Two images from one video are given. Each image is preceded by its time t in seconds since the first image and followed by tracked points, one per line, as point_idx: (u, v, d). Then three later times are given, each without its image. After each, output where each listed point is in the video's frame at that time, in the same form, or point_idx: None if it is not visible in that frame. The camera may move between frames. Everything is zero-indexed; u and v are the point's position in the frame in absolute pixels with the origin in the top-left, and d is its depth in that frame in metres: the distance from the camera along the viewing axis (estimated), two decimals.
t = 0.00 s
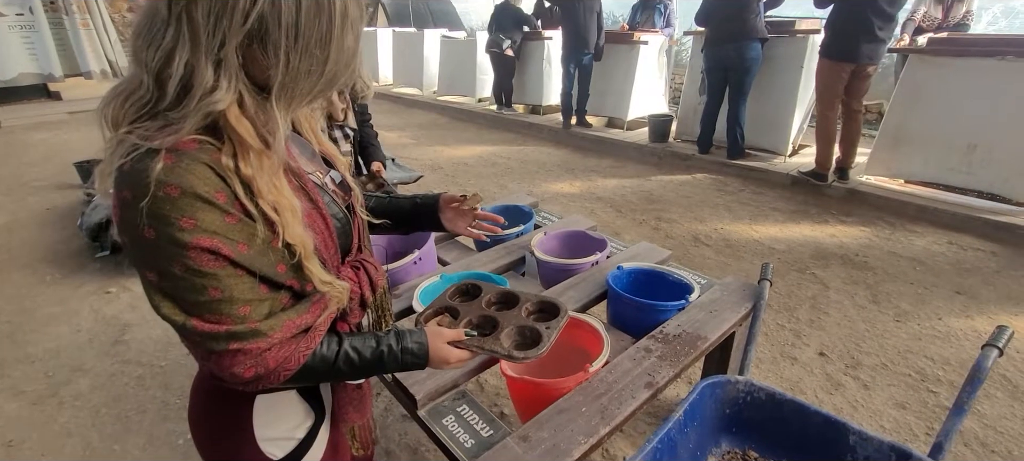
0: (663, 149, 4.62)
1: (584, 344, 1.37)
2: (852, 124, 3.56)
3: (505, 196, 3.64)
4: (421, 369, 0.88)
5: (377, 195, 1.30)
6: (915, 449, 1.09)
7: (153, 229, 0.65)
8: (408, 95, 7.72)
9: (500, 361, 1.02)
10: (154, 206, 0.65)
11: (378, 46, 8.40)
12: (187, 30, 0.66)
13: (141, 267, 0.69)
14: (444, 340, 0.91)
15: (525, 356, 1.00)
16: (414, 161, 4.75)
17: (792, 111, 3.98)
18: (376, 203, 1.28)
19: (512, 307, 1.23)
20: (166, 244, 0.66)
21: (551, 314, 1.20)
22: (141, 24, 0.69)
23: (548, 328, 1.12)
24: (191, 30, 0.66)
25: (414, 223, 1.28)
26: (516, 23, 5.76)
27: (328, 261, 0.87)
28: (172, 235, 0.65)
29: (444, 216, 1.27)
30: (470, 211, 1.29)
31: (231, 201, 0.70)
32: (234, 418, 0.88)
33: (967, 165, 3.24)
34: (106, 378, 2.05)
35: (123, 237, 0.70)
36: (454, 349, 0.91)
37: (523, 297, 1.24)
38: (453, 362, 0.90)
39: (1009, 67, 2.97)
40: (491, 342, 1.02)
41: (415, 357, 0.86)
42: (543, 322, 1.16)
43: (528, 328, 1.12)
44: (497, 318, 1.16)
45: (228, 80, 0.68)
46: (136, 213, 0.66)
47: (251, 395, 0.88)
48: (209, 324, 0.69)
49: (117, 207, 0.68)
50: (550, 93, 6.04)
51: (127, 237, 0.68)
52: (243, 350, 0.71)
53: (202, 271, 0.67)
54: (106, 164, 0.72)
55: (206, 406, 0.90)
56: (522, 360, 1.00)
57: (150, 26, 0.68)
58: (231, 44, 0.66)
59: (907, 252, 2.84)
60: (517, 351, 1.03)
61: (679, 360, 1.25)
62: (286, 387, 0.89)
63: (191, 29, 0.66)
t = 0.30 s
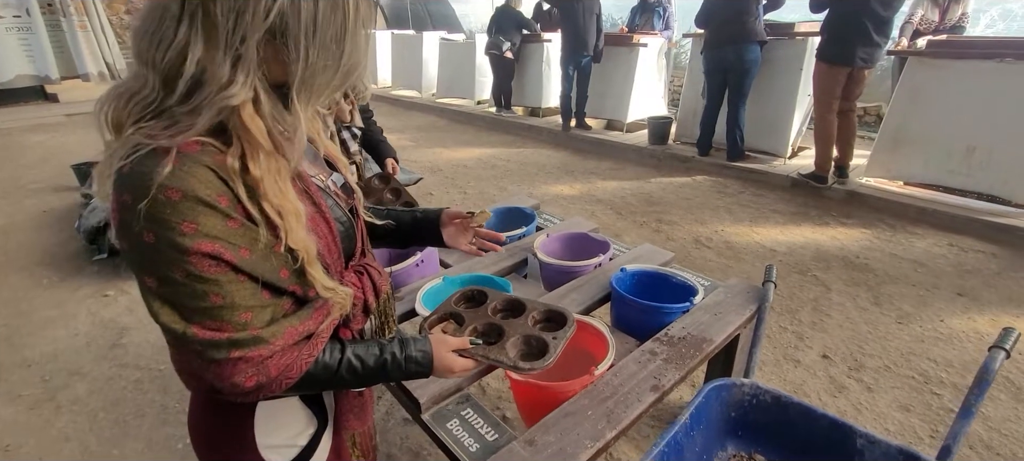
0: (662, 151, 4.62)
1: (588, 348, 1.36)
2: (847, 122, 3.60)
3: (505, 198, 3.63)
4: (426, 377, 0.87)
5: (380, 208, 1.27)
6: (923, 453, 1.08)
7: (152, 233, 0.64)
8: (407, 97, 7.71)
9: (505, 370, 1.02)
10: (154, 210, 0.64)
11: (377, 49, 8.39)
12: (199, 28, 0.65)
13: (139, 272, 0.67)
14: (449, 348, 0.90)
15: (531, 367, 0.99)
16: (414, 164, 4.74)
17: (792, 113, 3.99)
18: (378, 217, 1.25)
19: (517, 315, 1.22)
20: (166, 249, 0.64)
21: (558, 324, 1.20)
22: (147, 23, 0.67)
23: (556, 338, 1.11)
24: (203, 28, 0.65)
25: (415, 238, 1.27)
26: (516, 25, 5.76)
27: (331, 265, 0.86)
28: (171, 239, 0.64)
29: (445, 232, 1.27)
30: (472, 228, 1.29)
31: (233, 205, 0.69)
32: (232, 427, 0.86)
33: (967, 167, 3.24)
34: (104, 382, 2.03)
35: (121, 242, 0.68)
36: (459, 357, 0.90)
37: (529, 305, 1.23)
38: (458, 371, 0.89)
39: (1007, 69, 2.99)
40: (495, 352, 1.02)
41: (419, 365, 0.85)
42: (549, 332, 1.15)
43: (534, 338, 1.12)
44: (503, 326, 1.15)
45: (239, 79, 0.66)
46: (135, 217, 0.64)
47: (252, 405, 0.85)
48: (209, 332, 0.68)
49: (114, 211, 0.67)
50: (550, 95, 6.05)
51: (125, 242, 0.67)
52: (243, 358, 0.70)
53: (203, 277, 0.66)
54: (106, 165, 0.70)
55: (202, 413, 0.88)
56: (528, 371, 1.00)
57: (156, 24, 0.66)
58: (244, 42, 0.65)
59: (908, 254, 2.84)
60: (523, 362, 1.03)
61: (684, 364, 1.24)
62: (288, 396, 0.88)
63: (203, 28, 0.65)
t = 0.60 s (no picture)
0: (662, 155, 4.62)
1: (591, 355, 1.35)
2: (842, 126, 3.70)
3: (505, 202, 3.62)
4: (429, 387, 0.87)
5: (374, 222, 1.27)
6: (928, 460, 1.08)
7: (160, 248, 0.63)
8: (406, 100, 7.71)
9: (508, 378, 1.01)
10: (161, 225, 0.63)
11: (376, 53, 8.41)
12: (241, 43, 0.69)
13: (143, 290, 0.66)
14: (453, 358, 0.89)
15: (535, 376, 0.99)
16: (413, 168, 4.73)
17: (791, 118, 4.00)
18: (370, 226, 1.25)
19: (517, 322, 1.22)
20: (174, 265, 0.64)
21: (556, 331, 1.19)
22: (175, 36, 0.69)
23: (557, 346, 1.11)
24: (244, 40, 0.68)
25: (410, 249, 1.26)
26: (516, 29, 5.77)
27: (336, 275, 0.87)
28: (180, 254, 0.63)
29: (440, 244, 1.28)
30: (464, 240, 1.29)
31: (239, 217, 0.69)
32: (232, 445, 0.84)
33: (965, 171, 3.25)
34: (101, 389, 2.02)
35: (122, 259, 0.67)
36: (462, 366, 0.90)
37: (529, 314, 1.23)
38: (461, 379, 0.89)
39: (1005, 75, 3.00)
40: (498, 361, 1.01)
41: (423, 375, 0.85)
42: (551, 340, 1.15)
43: (536, 346, 1.11)
44: (505, 334, 1.14)
45: (281, 86, 0.71)
46: (141, 232, 0.63)
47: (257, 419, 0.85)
48: (215, 347, 0.67)
49: (116, 226, 0.65)
50: (549, 99, 6.06)
51: (127, 258, 0.66)
52: (251, 373, 0.69)
53: (211, 291, 0.66)
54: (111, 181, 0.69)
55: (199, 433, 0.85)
56: (532, 379, 0.99)
57: (187, 38, 0.68)
58: (293, 55, 0.71)
59: (908, 258, 2.84)
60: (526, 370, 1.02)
61: (687, 371, 1.24)
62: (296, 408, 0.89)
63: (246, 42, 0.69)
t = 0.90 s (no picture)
0: (660, 159, 4.63)
1: (589, 360, 1.34)
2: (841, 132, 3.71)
3: (504, 206, 3.62)
4: (430, 389, 0.87)
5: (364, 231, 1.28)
6: None
7: (165, 255, 0.62)
8: (405, 104, 7.72)
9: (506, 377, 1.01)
10: (166, 232, 0.61)
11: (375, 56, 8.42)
12: (252, 49, 0.70)
13: (143, 302, 0.64)
14: (452, 358, 0.90)
15: (534, 371, 0.99)
16: (411, 172, 4.73)
17: (790, 122, 4.01)
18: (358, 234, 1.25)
19: (511, 323, 1.21)
20: (180, 272, 0.62)
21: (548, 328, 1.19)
22: (181, 42, 0.69)
23: (552, 341, 1.11)
24: (256, 47, 0.70)
25: (401, 255, 1.25)
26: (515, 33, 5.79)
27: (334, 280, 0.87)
28: (185, 262, 0.62)
29: (430, 248, 1.27)
30: (452, 243, 1.29)
31: (243, 223, 0.68)
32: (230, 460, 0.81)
33: (962, 176, 3.27)
34: (98, 394, 2.00)
35: (119, 269, 0.65)
36: (461, 366, 0.90)
37: (521, 313, 1.22)
38: (461, 380, 0.89)
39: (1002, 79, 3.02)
40: (497, 359, 1.01)
41: (425, 377, 0.85)
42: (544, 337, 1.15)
43: (531, 343, 1.11)
44: (501, 334, 1.14)
45: (294, 92, 0.73)
46: (144, 241, 0.62)
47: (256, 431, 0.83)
48: (221, 356, 0.66)
49: (114, 236, 0.63)
50: (548, 103, 6.06)
51: (126, 268, 0.64)
52: (256, 381, 0.68)
53: (217, 298, 0.65)
54: (108, 191, 0.67)
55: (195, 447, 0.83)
56: (530, 375, 1.00)
57: (195, 45, 0.68)
58: (303, 63, 0.73)
59: (906, 263, 2.84)
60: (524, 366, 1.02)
61: (687, 377, 1.23)
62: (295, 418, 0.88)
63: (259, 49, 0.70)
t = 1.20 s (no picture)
0: (659, 162, 4.62)
1: (587, 365, 1.34)
2: (842, 136, 3.71)
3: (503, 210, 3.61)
4: (427, 394, 0.87)
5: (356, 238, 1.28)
6: None
7: (161, 262, 0.61)
8: (404, 107, 7.72)
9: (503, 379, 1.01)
10: (162, 237, 0.60)
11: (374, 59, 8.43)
12: (251, 54, 0.70)
13: (137, 310, 0.62)
14: (449, 363, 0.90)
15: (531, 372, 0.99)
16: (410, 175, 4.73)
17: (790, 126, 4.01)
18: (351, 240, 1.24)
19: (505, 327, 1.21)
20: (176, 279, 0.61)
21: (540, 330, 1.19)
22: (178, 46, 0.68)
23: (546, 343, 1.11)
24: (256, 54, 0.70)
25: (393, 261, 1.25)
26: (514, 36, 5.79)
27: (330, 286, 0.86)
28: (182, 267, 0.61)
29: (422, 256, 1.27)
30: (442, 250, 1.29)
31: (240, 227, 0.67)
32: None
33: (961, 180, 3.27)
34: (93, 400, 1.99)
35: (111, 277, 0.63)
36: (458, 370, 0.91)
37: (514, 317, 1.22)
38: (457, 384, 0.90)
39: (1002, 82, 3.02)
40: (493, 362, 1.01)
41: (422, 382, 0.85)
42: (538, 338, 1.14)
43: (526, 345, 1.10)
44: (495, 337, 1.13)
45: (293, 98, 0.73)
46: (139, 247, 0.60)
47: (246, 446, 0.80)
48: (218, 365, 0.65)
49: (107, 243, 0.62)
50: (547, 106, 6.07)
51: (118, 276, 0.62)
52: (253, 389, 0.67)
53: (215, 305, 0.64)
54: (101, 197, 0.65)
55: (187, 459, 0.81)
56: (528, 376, 0.99)
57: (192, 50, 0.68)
58: (301, 68, 0.73)
59: (906, 266, 2.84)
60: (521, 368, 1.02)
61: (687, 383, 1.22)
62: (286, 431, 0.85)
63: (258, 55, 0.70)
